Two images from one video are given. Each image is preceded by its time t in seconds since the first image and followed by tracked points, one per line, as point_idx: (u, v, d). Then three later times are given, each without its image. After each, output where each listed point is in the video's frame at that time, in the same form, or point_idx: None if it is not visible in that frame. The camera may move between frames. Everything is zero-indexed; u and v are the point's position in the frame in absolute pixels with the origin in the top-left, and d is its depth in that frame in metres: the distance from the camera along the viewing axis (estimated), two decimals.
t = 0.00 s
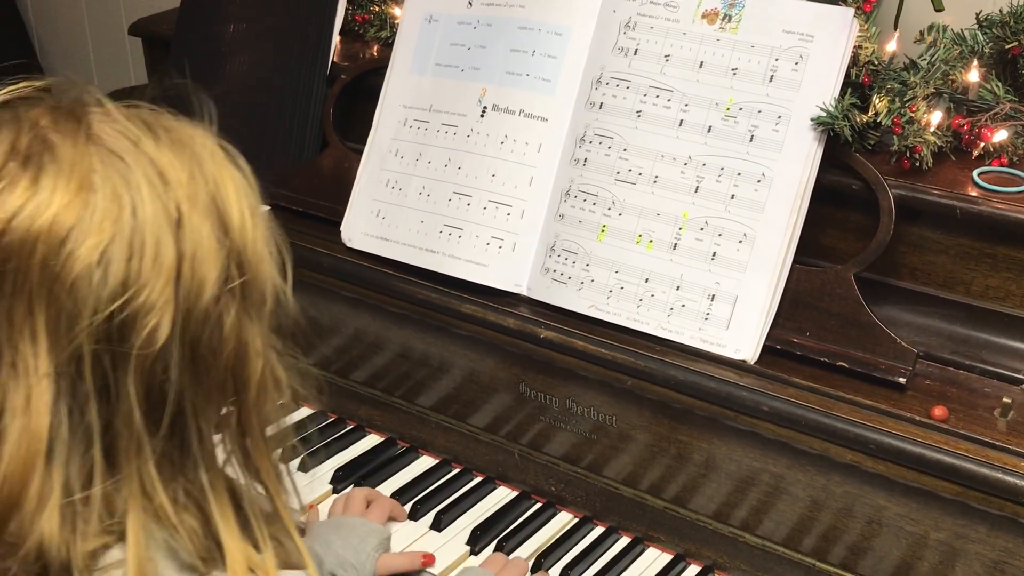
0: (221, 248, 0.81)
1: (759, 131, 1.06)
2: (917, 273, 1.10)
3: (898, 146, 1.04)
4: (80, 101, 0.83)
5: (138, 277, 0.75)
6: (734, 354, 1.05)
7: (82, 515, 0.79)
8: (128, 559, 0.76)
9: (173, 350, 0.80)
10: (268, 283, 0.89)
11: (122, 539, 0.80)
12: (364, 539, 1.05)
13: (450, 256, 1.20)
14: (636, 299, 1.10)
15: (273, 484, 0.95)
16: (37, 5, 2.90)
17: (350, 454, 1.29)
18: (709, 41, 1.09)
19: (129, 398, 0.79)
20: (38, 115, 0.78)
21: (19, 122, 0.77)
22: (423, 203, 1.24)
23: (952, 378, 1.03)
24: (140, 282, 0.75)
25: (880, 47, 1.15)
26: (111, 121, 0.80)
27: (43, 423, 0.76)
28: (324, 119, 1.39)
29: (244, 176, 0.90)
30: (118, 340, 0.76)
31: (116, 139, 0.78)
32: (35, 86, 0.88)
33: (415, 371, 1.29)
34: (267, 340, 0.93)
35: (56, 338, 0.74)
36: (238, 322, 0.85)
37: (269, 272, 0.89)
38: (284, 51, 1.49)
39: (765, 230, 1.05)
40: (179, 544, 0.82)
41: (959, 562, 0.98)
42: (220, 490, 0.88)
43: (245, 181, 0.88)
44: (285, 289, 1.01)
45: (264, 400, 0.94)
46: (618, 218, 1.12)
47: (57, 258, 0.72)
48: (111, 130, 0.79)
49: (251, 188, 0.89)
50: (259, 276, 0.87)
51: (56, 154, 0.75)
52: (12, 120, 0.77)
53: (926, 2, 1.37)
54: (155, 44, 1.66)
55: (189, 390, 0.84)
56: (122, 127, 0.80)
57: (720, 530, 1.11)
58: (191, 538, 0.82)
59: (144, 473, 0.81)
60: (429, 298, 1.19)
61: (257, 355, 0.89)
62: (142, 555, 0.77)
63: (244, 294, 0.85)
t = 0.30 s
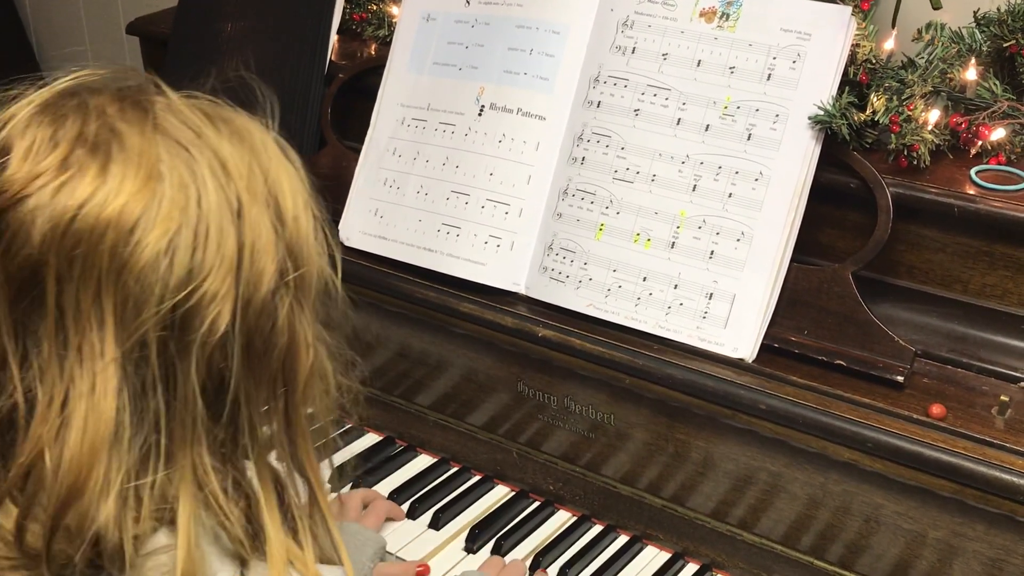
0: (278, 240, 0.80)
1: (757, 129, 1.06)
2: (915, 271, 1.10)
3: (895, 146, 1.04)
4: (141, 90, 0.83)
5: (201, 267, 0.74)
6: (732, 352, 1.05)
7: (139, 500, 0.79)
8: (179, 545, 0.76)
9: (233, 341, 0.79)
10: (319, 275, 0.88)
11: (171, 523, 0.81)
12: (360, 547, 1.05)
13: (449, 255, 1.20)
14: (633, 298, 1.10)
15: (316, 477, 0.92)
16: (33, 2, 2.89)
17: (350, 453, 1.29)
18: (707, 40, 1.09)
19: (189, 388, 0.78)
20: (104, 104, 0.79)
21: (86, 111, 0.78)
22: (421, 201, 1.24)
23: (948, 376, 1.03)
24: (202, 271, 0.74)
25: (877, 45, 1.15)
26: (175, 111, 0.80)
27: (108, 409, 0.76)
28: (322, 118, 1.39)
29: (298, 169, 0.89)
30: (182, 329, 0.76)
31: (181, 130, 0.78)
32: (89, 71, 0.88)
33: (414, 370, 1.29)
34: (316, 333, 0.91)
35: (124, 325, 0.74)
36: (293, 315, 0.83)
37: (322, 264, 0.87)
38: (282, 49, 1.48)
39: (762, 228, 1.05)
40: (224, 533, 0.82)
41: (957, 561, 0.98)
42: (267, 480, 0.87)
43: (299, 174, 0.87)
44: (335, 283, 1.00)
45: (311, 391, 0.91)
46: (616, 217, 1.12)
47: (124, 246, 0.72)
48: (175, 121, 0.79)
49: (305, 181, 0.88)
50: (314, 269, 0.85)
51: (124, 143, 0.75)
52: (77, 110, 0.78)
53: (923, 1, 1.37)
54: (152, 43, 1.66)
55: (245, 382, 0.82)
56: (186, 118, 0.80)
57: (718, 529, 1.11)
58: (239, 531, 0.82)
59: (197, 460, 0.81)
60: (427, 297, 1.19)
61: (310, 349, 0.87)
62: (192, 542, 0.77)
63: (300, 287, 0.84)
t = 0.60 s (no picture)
0: (295, 239, 0.83)
1: (753, 128, 1.06)
2: (911, 270, 1.10)
3: (891, 144, 1.04)
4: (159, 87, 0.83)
5: (224, 264, 0.76)
6: (728, 352, 1.05)
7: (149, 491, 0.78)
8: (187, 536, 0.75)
9: (253, 337, 0.81)
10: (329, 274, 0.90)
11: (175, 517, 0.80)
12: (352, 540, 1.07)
13: (445, 255, 1.20)
14: (629, 297, 1.10)
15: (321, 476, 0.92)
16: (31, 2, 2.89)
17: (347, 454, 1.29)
18: (702, 39, 1.09)
19: (207, 383, 0.79)
20: (128, 99, 0.79)
21: (111, 106, 0.78)
22: (417, 201, 1.24)
23: (944, 374, 1.04)
24: (226, 269, 0.76)
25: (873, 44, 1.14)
26: (197, 109, 0.81)
27: (132, 402, 0.75)
28: (319, 118, 1.39)
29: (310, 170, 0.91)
30: (205, 325, 0.77)
31: (205, 128, 0.79)
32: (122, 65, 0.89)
33: (410, 370, 1.29)
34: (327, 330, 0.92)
35: (149, 320, 0.75)
36: (308, 313, 0.86)
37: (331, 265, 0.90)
38: (277, 47, 1.48)
39: (758, 227, 1.05)
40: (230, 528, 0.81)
41: (953, 560, 0.98)
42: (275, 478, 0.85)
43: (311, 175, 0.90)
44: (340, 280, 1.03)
45: (320, 385, 0.93)
46: (612, 216, 1.12)
47: (152, 243, 0.73)
48: (198, 119, 0.80)
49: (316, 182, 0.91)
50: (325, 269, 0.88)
51: (151, 138, 0.76)
52: (102, 103, 0.78)
53: None
54: (148, 44, 1.66)
55: (263, 377, 0.84)
56: (209, 117, 0.81)
57: (714, 528, 1.11)
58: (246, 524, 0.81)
59: (210, 455, 0.81)
60: (423, 297, 1.19)
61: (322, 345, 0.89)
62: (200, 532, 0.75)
63: (313, 286, 0.86)
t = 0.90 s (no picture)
0: (239, 238, 0.78)
1: (751, 127, 1.06)
2: (909, 268, 1.10)
3: (889, 143, 1.04)
4: (99, 87, 0.80)
5: (158, 268, 0.72)
6: (726, 350, 1.05)
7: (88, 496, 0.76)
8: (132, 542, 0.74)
9: (193, 340, 0.77)
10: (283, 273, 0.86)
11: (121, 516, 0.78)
12: (347, 531, 1.07)
13: (443, 254, 1.20)
14: (628, 296, 1.10)
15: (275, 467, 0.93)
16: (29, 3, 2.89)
17: (341, 454, 1.29)
18: (700, 37, 1.09)
19: (147, 389, 0.77)
20: (60, 103, 0.75)
21: (42, 110, 0.74)
22: (415, 200, 1.24)
23: (941, 373, 1.04)
24: (160, 273, 0.72)
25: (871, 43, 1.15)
26: (133, 110, 0.77)
27: (66, 412, 0.73)
28: (317, 117, 1.38)
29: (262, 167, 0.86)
30: (141, 331, 0.74)
31: (139, 129, 0.75)
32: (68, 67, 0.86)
33: (409, 369, 1.29)
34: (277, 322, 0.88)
35: (81, 327, 0.72)
36: (256, 313, 0.82)
37: (285, 262, 0.85)
38: (274, 47, 1.48)
39: (756, 226, 1.05)
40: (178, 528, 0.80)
41: (950, 558, 0.98)
42: (222, 473, 0.85)
43: (260, 168, 0.85)
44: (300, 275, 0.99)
45: (274, 380, 0.90)
46: (610, 215, 1.12)
47: (81, 250, 0.69)
48: (133, 120, 0.76)
49: (267, 175, 0.86)
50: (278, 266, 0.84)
51: (80, 144, 0.72)
52: (33, 108, 0.75)
53: None
54: (147, 44, 1.66)
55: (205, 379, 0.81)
56: (144, 118, 0.77)
57: (712, 527, 1.11)
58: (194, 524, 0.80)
59: (150, 458, 0.79)
60: (421, 296, 1.19)
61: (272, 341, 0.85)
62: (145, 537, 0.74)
63: (262, 285, 0.82)
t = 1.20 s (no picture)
0: (158, 227, 0.75)
1: (750, 124, 1.06)
2: (909, 265, 1.10)
3: (889, 140, 1.04)
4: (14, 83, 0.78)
5: (62, 260, 0.70)
6: (726, 348, 1.05)
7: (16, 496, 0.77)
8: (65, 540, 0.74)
9: (106, 333, 0.75)
10: (218, 259, 0.84)
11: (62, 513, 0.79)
12: (330, 513, 1.09)
13: (443, 251, 1.20)
14: (627, 293, 1.10)
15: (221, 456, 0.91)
16: None
17: (340, 452, 1.29)
18: (700, 35, 1.09)
19: (55, 383, 0.75)
20: None
21: None
22: (414, 198, 1.24)
23: (941, 370, 1.04)
24: (65, 266, 0.70)
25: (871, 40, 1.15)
26: (42, 104, 0.75)
27: None
28: (316, 115, 1.38)
29: (196, 152, 0.84)
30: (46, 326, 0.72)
31: (42, 124, 0.73)
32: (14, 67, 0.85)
33: (408, 367, 1.29)
34: (213, 311, 0.86)
35: None
36: (182, 301, 0.80)
37: (218, 250, 0.83)
38: (274, 44, 1.47)
39: (756, 224, 1.05)
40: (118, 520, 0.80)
41: (951, 555, 0.98)
42: (166, 460, 0.85)
43: (190, 154, 0.82)
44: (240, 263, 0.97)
45: (215, 371, 0.88)
46: (609, 212, 1.12)
47: None
48: (38, 115, 0.74)
49: (198, 160, 0.83)
50: (207, 252, 0.81)
51: None
52: None
53: None
54: (146, 41, 1.65)
55: (129, 371, 0.80)
56: (52, 112, 0.75)
57: (712, 524, 1.11)
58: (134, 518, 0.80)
59: (78, 453, 0.78)
60: (422, 293, 1.19)
61: (204, 333, 0.84)
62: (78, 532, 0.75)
63: (187, 272, 0.80)
